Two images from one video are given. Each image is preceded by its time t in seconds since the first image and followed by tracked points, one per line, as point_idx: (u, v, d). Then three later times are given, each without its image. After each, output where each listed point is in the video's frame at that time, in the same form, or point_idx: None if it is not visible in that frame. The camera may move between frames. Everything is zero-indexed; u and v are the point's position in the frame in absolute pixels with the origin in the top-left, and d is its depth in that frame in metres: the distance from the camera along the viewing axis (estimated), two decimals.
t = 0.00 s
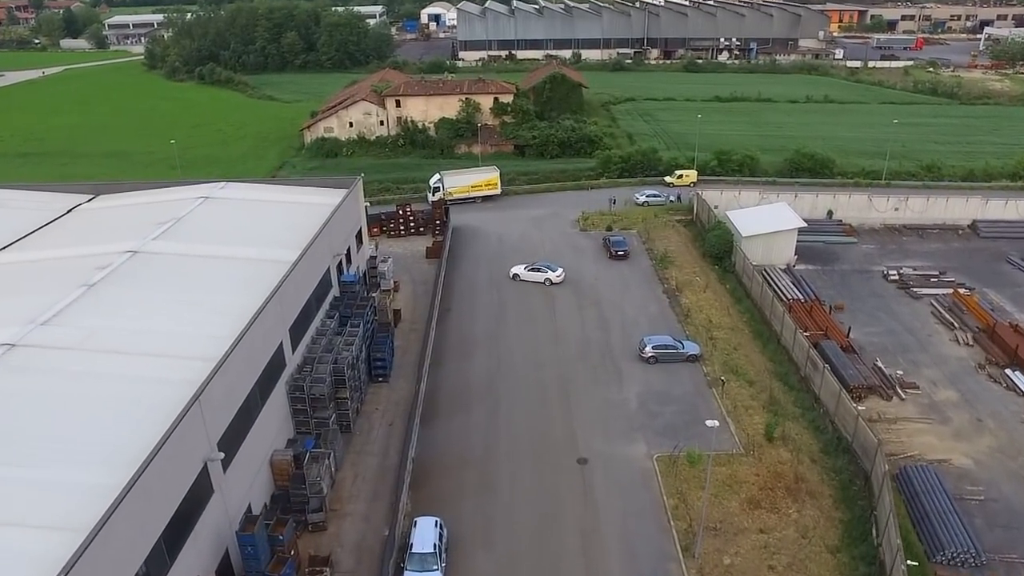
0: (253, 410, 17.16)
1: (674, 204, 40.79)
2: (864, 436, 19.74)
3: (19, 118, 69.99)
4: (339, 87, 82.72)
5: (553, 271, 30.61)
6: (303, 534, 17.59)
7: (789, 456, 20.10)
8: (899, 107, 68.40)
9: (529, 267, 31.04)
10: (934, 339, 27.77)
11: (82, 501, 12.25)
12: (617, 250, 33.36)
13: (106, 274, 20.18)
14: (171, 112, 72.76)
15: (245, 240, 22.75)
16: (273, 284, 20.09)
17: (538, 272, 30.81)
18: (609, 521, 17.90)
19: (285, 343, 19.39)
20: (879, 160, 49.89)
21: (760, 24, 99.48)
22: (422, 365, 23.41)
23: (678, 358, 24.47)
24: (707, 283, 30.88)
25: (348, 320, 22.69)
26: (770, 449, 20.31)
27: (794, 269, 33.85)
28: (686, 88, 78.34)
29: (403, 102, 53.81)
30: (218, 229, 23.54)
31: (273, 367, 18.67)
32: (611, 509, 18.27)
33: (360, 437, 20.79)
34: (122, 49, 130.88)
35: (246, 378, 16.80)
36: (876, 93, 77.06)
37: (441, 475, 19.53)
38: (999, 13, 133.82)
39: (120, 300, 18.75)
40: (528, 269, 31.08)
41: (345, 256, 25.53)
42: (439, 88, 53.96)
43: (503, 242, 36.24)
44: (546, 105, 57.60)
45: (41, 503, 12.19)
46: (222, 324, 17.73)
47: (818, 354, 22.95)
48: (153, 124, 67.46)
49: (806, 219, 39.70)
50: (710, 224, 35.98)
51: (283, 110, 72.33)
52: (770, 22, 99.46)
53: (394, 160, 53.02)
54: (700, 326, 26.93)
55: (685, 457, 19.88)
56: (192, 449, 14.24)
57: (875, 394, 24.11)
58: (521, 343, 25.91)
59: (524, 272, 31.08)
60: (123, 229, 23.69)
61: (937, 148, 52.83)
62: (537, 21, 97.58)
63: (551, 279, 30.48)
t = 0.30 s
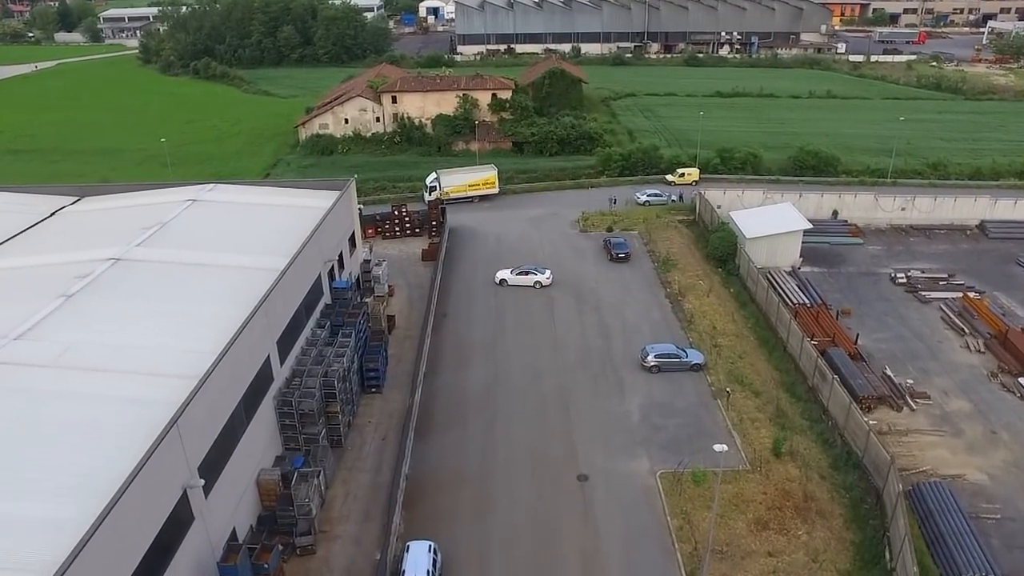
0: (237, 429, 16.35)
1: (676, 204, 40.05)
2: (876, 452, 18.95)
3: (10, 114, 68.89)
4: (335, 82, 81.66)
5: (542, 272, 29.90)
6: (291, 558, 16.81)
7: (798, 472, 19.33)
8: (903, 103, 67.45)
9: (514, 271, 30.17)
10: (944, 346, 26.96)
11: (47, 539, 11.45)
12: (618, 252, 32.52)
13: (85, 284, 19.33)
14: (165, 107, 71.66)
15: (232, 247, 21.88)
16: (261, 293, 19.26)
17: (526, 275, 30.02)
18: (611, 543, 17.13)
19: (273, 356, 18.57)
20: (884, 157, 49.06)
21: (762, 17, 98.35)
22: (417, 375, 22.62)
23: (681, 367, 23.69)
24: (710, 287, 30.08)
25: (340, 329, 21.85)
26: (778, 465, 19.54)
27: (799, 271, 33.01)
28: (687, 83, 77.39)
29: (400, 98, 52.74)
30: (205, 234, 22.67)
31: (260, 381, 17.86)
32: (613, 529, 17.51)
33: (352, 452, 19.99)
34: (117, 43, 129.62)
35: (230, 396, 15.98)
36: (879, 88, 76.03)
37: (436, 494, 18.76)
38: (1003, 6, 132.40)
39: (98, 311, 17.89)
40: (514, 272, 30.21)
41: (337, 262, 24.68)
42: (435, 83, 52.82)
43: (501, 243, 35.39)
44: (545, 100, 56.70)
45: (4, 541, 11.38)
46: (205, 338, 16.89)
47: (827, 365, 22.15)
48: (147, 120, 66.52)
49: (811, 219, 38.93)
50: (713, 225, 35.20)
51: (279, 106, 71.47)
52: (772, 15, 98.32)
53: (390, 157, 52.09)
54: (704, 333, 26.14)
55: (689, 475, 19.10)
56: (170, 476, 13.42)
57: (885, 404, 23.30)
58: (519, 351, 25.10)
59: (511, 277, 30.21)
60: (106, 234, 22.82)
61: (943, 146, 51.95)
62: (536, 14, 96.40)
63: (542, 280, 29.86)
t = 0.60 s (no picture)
0: (220, 449, 15.56)
1: (679, 203, 39.37)
2: (889, 468, 18.18)
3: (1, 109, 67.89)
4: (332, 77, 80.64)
5: (530, 276, 29.16)
6: None
7: (807, 489, 18.58)
8: (908, 98, 66.50)
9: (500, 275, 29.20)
10: (955, 353, 26.18)
11: None
12: (620, 254, 31.72)
13: (65, 294, 18.49)
14: (158, 103, 70.62)
15: (220, 253, 21.03)
16: (248, 303, 18.41)
17: (514, 279, 29.15)
18: (613, 565, 16.37)
19: (261, 369, 17.76)
20: (889, 154, 48.23)
21: (764, 10, 97.17)
22: (412, 386, 21.85)
23: (684, 376, 22.92)
24: (714, 291, 29.29)
25: (331, 339, 21.04)
26: (786, 481, 18.79)
27: (804, 274, 32.23)
28: (689, 77, 76.41)
29: (396, 94, 51.66)
30: (191, 239, 21.81)
31: (246, 397, 17.06)
32: (615, 551, 16.76)
33: (343, 468, 19.23)
34: (113, 36, 128.38)
35: (213, 416, 15.18)
36: (883, 82, 75.02)
37: (430, 513, 18.01)
38: None
39: (77, 324, 17.06)
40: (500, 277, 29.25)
41: (329, 267, 23.85)
42: (433, 79, 51.82)
43: (500, 244, 34.59)
44: (545, 96, 55.78)
45: None
46: (187, 353, 16.07)
47: (837, 375, 21.36)
48: (140, 115, 65.55)
49: (816, 219, 38.14)
50: (717, 226, 34.43)
51: (275, 101, 70.53)
52: (774, 8, 97.15)
53: (386, 154, 51.20)
54: (708, 340, 25.36)
55: (694, 492, 18.35)
56: (146, 506, 12.63)
57: (896, 414, 22.51)
58: (518, 359, 24.32)
59: (498, 281, 29.26)
60: (89, 240, 21.97)
61: (949, 142, 51.07)
62: (536, 7, 95.26)
63: (532, 284, 29.19)
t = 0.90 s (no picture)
0: (203, 471, 14.81)
1: (681, 202, 38.66)
2: (903, 486, 17.43)
3: None
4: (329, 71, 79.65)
5: (518, 279, 28.37)
6: None
7: (817, 508, 17.85)
8: (912, 92, 65.58)
9: (487, 282, 28.15)
10: (967, 359, 25.44)
11: None
12: (621, 257, 30.95)
13: (42, 304, 17.66)
14: (153, 98, 69.62)
15: (206, 260, 20.22)
16: (234, 314, 17.61)
17: (503, 284, 28.24)
18: None
19: (247, 384, 16.99)
20: (895, 151, 47.42)
21: (766, 3, 96.08)
22: (407, 396, 21.11)
23: (688, 386, 22.20)
24: (719, 295, 28.52)
25: (323, 349, 20.26)
26: (795, 499, 18.06)
27: (810, 276, 31.47)
28: (691, 71, 75.47)
29: (393, 90, 50.74)
30: (178, 245, 21.00)
31: (231, 413, 16.30)
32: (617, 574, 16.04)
33: (335, 484, 18.50)
34: (108, 29, 126.99)
35: (196, 437, 14.43)
36: (887, 77, 74.05)
37: (425, 533, 17.29)
38: None
39: (54, 337, 16.26)
40: (487, 283, 28.22)
41: (321, 273, 23.04)
42: (431, 74, 50.86)
43: (498, 245, 33.81)
44: (544, 91, 54.86)
45: None
46: (169, 369, 15.30)
47: (846, 386, 20.62)
48: (134, 110, 64.54)
49: (822, 218, 37.38)
50: (721, 226, 33.71)
51: (271, 95, 69.57)
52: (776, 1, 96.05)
53: (383, 151, 50.35)
54: (713, 347, 24.62)
55: (699, 511, 17.63)
56: (122, 538, 11.88)
57: (907, 425, 21.76)
58: (517, 367, 23.58)
59: (485, 288, 28.22)
60: (71, 245, 21.12)
61: (955, 139, 50.22)
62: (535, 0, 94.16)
63: (521, 288, 28.44)
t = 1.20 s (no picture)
0: (186, 494, 14.10)
1: (685, 202, 37.92)
2: (917, 505, 16.72)
3: None
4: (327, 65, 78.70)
5: (506, 284, 27.51)
6: None
7: (827, 527, 17.15)
8: (917, 87, 64.66)
9: (475, 292, 27.09)
10: (980, 366, 24.69)
11: None
12: (623, 259, 30.21)
13: (21, 315, 16.91)
14: (148, 93, 68.71)
15: (193, 267, 19.45)
16: (221, 326, 16.85)
17: (493, 290, 27.33)
18: None
19: (234, 400, 16.26)
20: (901, 148, 46.59)
21: None
22: (403, 408, 20.40)
23: (693, 397, 21.50)
24: (723, 300, 27.79)
25: (314, 360, 19.53)
26: (804, 518, 17.35)
27: (817, 278, 30.73)
28: (693, 66, 74.52)
29: (391, 86, 49.89)
30: (164, 251, 20.25)
31: (217, 432, 15.56)
32: None
33: (327, 502, 17.82)
34: (104, 22, 125.73)
35: (178, 459, 13.71)
36: (892, 72, 73.11)
37: (420, 553, 16.60)
38: None
39: (31, 352, 15.53)
40: (476, 292, 27.20)
41: (313, 279, 22.29)
42: (429, 69, 50.01)
43: (497, 246, 33.09)
44: (544, 86, 53.95)
45: None
46: (151, 387, 14.58)
47: (857, 398, 19.88)
48: (129, 106, 63.65)
49: (828, 218, 36.62)
50: (725, 227, 32.97)
51: (268, 90, 68.67)
52: None
53: (381, 148, 49.52)
54: (718, 354, 23.91)
55: (705, 531, 16.94)
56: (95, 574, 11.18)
57: (919, 437, 21.04)
58: (516, 376, 22.86)
59: (475, 297, 27.20)
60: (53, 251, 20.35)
61: (962, 136, 49.37)
62: None
63: (510, 292, 27.64)
